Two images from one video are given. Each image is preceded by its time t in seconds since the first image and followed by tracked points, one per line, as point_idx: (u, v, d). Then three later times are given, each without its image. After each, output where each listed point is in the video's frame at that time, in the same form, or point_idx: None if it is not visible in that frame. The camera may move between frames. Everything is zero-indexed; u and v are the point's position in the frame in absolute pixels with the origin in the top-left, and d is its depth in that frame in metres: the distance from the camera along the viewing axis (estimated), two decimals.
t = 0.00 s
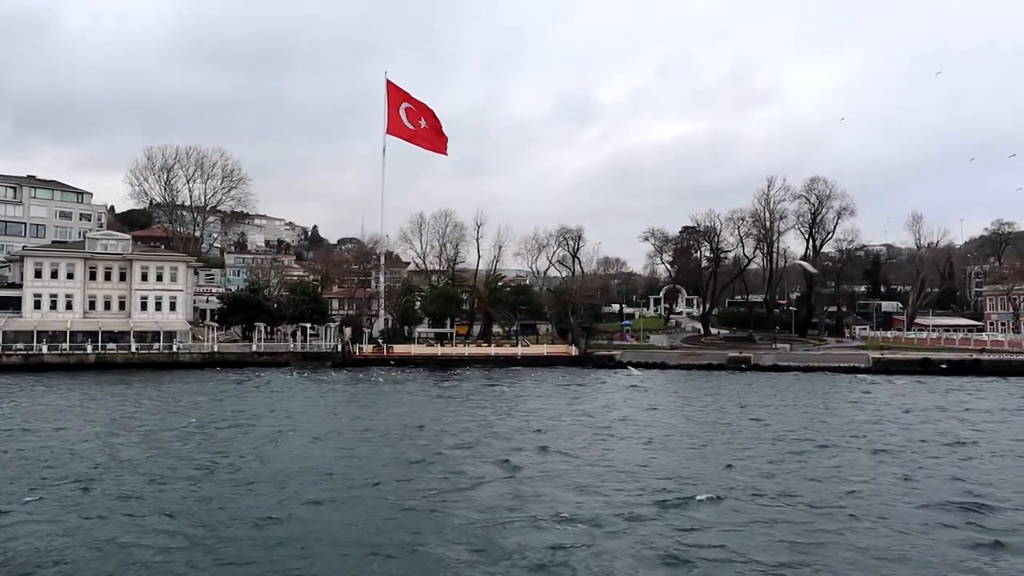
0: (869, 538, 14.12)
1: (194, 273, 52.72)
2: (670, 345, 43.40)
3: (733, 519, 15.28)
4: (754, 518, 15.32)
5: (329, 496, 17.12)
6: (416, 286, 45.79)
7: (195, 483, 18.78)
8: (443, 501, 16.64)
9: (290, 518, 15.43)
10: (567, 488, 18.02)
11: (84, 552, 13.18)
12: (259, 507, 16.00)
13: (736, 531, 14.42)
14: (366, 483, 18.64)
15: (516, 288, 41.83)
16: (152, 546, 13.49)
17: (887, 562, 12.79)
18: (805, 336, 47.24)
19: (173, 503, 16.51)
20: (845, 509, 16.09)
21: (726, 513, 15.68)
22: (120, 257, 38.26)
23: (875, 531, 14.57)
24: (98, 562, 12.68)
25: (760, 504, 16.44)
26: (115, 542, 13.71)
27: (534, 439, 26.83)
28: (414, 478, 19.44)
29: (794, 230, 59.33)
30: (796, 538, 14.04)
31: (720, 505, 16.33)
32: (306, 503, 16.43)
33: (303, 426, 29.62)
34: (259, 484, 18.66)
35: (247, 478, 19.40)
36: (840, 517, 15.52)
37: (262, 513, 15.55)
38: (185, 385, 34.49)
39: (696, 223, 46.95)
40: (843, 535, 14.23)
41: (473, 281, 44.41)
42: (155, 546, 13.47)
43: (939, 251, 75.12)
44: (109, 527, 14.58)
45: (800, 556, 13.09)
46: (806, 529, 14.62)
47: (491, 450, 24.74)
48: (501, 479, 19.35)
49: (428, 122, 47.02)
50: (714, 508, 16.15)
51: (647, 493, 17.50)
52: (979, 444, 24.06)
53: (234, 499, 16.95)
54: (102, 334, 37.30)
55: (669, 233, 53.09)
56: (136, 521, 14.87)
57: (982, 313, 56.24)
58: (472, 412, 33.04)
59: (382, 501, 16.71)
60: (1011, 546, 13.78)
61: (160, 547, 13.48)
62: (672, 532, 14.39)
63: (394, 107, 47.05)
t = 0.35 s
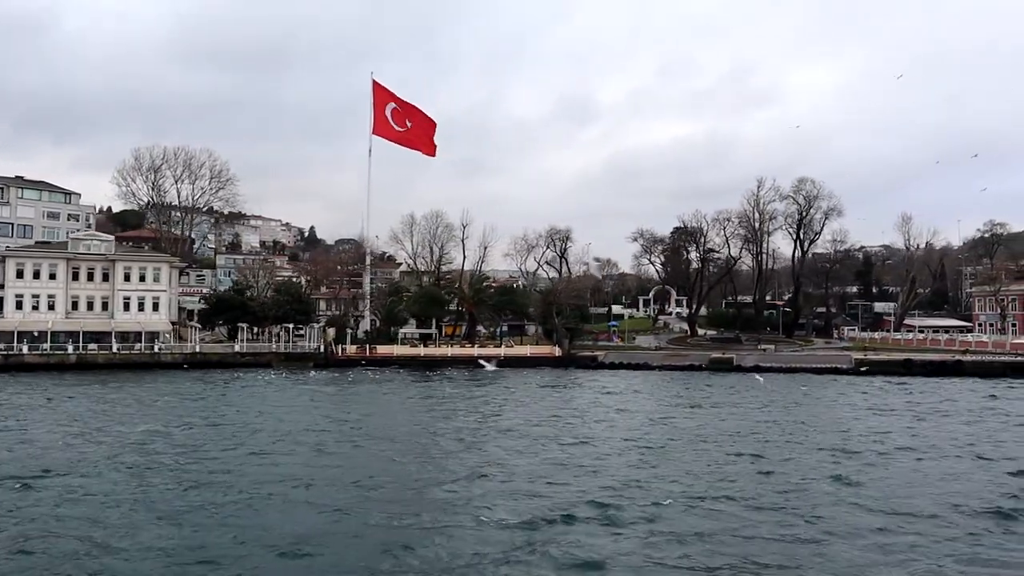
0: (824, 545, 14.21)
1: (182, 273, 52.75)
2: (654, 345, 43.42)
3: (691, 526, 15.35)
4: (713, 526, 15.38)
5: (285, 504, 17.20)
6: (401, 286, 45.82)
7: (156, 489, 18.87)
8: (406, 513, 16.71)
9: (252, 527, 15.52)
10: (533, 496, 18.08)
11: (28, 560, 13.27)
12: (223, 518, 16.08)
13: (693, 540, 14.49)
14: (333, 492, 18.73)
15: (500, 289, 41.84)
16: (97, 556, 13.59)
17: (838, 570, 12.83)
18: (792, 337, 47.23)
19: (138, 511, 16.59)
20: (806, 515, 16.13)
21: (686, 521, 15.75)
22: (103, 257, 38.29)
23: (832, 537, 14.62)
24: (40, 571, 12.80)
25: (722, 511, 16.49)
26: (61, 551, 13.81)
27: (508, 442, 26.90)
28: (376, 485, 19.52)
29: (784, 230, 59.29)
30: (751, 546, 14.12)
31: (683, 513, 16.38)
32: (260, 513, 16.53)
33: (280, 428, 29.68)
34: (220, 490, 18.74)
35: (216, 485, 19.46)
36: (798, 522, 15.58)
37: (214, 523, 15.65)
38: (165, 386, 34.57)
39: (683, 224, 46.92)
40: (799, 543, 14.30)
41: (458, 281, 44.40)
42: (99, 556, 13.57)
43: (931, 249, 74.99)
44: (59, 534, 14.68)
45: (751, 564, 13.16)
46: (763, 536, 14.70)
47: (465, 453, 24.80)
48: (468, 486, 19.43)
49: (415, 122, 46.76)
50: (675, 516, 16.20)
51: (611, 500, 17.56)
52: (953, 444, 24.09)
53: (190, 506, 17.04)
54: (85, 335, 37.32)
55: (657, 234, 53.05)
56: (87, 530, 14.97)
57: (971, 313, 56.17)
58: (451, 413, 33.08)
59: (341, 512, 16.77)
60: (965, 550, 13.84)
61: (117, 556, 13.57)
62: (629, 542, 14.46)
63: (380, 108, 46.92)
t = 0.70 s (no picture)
0: (772, 533, 14.12)
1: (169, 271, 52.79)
2: (638, 343, 43.37)
3: (643, 515, 15.27)
4: (664, 515, 15.31)
5: (243, 493, 17.21)
6: (386, 284, 45.84)
7: (117, 480, 18.89)
8: (360, 498, 16.66)
9: (202, 513, 15.46)
10: (490, 488, 18.00)
11: None
12: (174, 503, 16.04)
13: (641, 528, 14.41)
14: (292, 480, 18.68)
15: (483, 287, 41.84)
16: (42, 536, 13.61)
17: (779, 558, 12.74)
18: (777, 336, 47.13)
19: (91, 498, 16.56)
20: (759, 506, 16.06)
21: (638, 510, 15.67)
22: (85, 255, 38.30)
23: (781, 526, 14.54)
24: None
25: (676, 502, 16.42)
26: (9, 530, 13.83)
27: (480, 438, 26.84)
28: (338, 475, 19.53)
29: (773, 229, 59.26)
30: (698, 534, 14.04)
31: (637, 503, 16.31)
32: (217, 499, 16.55)
33: (255, 424, 29.71)
34: (182, 480, 18.77)
35: (176, 475, 19.44)
36: (751, 513, 15.50)
37: (167, 507, 15.67)
38: (145, 382, 34.63)
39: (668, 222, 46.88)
40: (747, 531, 14.22)
41: (442, 279, 44.41)
42: (44, 536, 13.58)
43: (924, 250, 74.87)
44: (8, 518, 14.69)
45: (694, 551, 13.09)
46: (712, 525, 14.61)
47: (435, 448, 24.75)
48: (429, 477, 19.37)
49: (400, 120, 46.80)
50: (628, 505, 16.12)
51: (568, 492, 17.48)
52: (923, 441, 23.96)
53: (147, 494, 17.06)
54: (66, 333, 37.39)
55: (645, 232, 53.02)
56: (37, 515, 14.98)
57: (960, 312, 56.07)
58: (429, 410, 33.06)
59: (297, 497, 16.81)
60: (913, 541, 13.75)
61: (64, 537, 13.57)
62: (577, 528, 14.39)
63: (366, 106, 46.93)
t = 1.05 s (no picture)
0: (724, 512, 13.93)
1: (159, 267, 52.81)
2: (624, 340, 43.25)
3: (597, 500, 15.09)
4: (620, 499, 15.11)
5: (200, 484, 17.21)
6: (374, 280, 45.84)
7: (79, 473, 18.94)
8: (315, 488, 16.52)
9: (153, 501, 15.35)
10: (448, 476, 17.94)
11: None
12: (126, 492, 15.95)
13: (592, 509, 14.22)
14: (251, 472, 18.57)
15: (468, 283, 41.80)
16: None
17: (728, 533, 12.55)
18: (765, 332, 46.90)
19: (45, 489, 16.46)
20: (717, 490, 15.86)
21: (594, 496, 15.47)
22: (71, 250, 38.44)
23: (735, 507, 14.33)
24: None
25: (634, 487, 16.24)
26: None
27: (454, 434, 26.71)
28: (301, 467, 19.51)
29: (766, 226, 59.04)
30: (649, 514, 13.84)
31: (593, 489, 16.13)
32: (171, 489, 16.56)
33: (232, 421, 29.78)
34: (143, 474, 18.79)
35: (139, 468, 19.38)
36: (708, 495, 15.29)
37: (119, 497, 15.67)
38: (128, 377, 34.77)
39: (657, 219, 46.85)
40: (699, 511, 14.01)
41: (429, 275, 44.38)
42: None
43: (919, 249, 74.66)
44: None
45: (640, 530, 12.90)
46: (665, 505, 14.42)
47: (407, 442, 24.63)
48: (392, 468, 19.22)
49: (388, 116, 46.27)
50: (585, 492, 15.95)
51: (527, 480, 17.30)
52: (897, 437, 23.76)
53: (104, 485, 17.07)
54: (51, 327, 37.46)
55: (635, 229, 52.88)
56: None
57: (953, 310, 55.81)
58: (410, 407, 33.03)
59: (253, 487, 16.79)
60: (866, 519, 13.54)
61: (8, 522, 13.58)
62: (527, 512, 14.22)
63: (354, 101, 46.82)
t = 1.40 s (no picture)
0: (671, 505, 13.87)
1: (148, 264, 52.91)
2: (608, 338, 43.30)
3: (547, 494, 15.04)
4: (570, 494, 15.07)
5: (156, 481, 17.25)
6: (360, 278, 45.88)
7: (40, 468, 19.00)
8: (268, 486, 16.50)
9: (103, 498, 15.34)
10: (405, 471, 17.93)
11: None
12: (79, 489, 15.96)
13: (539, 502, 14.18)
14: (210, 470, 18.57)
15: (452, 281, 41.81)
16: None
17: (668, 528, 12.48)
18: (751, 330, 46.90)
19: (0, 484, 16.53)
20: (670, 484, 15.83)
21: (545, 490, 15.43)
22: (54, 247, 38.54)
23: (684, 501, 14.28)
24: None
25: (588, 480, 16.20)
26: None
27: (427, 431, 26.70)
28: (262, 464, 19.53)
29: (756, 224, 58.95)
30: (594, 507, 13.78)
31: (547, 481, 16.09)
32: (126, 485, 16.60)
33: (209, 417, 29.82)
34: (103, 469, 18.84)
35: (101, 465, 19.40)
36: (657, 488, 15.27)
37: (71, 493, 15.72)
38: (108, 374, 34.85)
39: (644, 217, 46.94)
40: (645, 504, 13.95)
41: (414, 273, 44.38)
42: None
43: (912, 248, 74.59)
44: None
45: (582, 524, 12.85)
46: (613, 500, 14.36)
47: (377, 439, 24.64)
48: (353, 464, 19.22)
49: (376, 114, 46.66)
50: (537, 484, 15.91)
51: (484, 473, 17.28)
52: (868, 431, 23.70)
53: (60, 482, 17.13)
54: (34, 324, 37.59)
55: (623, 227, 52.90)
56: None
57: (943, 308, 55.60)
58: (389, 404, 33.03)
59: (207, 483, 16.81)
60: (812, 512, 13.47)
61: None
62: (473, 502, 14.22)
63: (341, 100, 46.72)
